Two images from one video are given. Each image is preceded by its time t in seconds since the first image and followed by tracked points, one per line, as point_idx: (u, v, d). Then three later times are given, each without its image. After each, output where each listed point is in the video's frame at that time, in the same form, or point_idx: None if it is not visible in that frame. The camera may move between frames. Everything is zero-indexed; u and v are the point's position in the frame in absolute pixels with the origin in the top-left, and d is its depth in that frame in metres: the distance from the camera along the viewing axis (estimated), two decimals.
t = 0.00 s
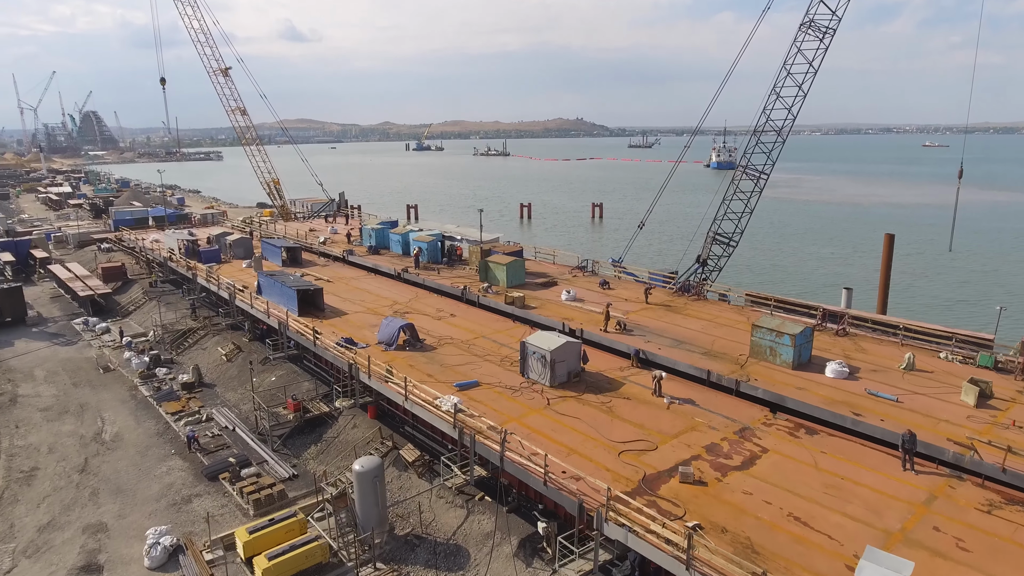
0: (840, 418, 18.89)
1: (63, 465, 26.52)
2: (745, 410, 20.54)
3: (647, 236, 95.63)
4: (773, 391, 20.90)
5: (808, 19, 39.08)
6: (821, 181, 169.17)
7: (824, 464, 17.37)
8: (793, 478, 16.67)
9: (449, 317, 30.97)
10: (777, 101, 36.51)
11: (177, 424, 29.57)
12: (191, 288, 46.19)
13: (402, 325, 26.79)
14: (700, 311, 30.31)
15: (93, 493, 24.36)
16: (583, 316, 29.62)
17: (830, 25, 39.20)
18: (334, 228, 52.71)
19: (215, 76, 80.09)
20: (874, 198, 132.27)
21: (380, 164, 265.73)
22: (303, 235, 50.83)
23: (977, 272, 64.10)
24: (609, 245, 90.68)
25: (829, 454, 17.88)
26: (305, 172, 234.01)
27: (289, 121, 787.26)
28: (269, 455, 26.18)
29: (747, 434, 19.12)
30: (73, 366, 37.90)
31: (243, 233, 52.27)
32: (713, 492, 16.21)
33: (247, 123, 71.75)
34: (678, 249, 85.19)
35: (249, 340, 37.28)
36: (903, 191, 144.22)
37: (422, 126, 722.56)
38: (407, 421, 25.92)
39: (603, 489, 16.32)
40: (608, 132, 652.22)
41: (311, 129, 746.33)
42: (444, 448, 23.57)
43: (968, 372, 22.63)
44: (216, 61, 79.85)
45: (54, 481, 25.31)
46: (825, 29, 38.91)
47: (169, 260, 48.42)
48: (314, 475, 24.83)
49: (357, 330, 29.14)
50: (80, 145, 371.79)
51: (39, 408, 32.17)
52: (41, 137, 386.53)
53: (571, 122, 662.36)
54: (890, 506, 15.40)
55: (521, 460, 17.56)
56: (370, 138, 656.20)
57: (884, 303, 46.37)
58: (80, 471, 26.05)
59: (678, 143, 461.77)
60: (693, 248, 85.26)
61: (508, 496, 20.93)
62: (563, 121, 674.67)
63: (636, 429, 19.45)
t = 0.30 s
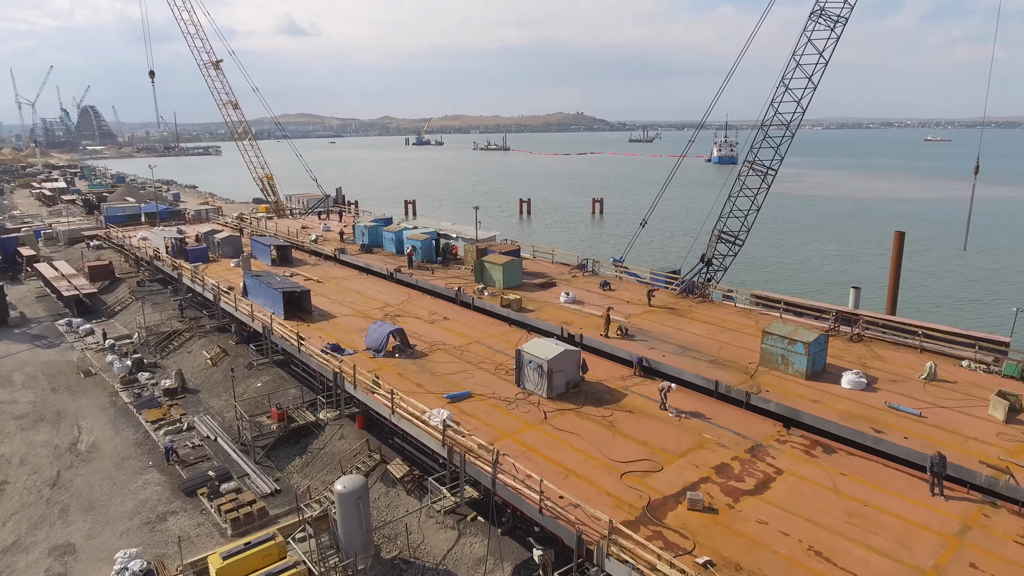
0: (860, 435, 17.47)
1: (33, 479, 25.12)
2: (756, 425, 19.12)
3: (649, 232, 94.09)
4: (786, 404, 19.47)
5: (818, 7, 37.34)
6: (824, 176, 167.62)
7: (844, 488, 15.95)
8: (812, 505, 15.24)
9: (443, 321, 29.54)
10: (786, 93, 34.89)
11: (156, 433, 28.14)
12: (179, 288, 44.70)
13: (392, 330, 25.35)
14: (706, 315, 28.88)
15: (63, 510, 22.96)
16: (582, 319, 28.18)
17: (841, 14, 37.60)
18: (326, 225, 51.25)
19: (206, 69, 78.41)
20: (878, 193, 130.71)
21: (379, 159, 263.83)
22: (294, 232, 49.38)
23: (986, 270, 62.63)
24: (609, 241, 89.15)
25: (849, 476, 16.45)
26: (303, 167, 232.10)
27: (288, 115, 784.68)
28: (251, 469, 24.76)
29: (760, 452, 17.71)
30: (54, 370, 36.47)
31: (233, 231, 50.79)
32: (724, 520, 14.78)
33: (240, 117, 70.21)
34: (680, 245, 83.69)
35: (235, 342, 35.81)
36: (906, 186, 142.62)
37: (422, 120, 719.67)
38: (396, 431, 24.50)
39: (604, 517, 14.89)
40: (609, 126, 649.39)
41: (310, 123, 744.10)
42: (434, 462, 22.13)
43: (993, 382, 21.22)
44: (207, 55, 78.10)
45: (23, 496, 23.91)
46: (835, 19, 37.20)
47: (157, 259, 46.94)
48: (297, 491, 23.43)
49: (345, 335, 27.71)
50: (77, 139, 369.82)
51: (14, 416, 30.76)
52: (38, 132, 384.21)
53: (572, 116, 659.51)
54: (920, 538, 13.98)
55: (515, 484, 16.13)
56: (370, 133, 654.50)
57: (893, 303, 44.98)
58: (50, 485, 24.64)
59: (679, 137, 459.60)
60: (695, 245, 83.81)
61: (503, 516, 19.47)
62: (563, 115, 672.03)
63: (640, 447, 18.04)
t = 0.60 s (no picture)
0: (887, 459, 15.98)
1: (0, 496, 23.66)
2: (771, 446, 17.63)
3: (650, 228, 92.49)
4: (804, 422, 17.97)
5: None
6: (827, 171, 165.81)
7: (872, 520, 14.46)
8: (837, 541, 13.76)
9: (435, 326, 28.02)
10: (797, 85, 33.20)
11: (133, 446, 26.68)
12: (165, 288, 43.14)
13: (380, 338, 23.85)
14: (714, 320, 27.38)
15: (28, 531, 21.50)
16: (583, 324, 26.66)
17: (854, 3, 35.87)
18: (319, 223, 49.73)
19: (197, 62, 76.68)
20: (882, 188, 129.04)
21: (378, 154, 261.87)
22: (286, 230, 47.82)
23: (997, 268, 61.05)
24: (610, 237, 87.51)
25: (876, 506, 14.96)
26: (301, 162, 230.18)
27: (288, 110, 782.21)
28: (231, 485, 23.29)
29: (777, 477, 16.23)
30: (32, 375, 34.97)
31: (222, 229, 49.25)
32: (740, 559, 13.31)
33: (233, 111, 68.58)
34: (683, 242, 82.13)
35: (220, 347, 34.29)
36: (911, 181, 140.85)
37: (422, 115, 716.35)
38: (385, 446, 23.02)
39: (607, 556, 13.35)
40: (610, 120, 646.55)
41: (310, 118, 741.54)
42: (425, 481, 20.64)
43: None
44: (197, 47, 76.31)
45: None
46: (849, 8, 35.43)
47: (143, 258, 45.37)
48: (279, 510, 21.97)
49: (331, 342, 26.21)
50: (75, 134, 367.62)
51: None
52: (36, 127, 382.02)
53: (572, 111, 657.07)
54: None
55: (509, 515, 14.63)
56: (369, 127, 651.29)
57: (905, 303, 43.48)
58: (18, 503, 23.19)
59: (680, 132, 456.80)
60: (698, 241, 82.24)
61: (497, 543, 17.99)
62: (564, 110, 668.92)
63: (646, 470, 16.55)
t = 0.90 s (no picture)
0: (922, 490, 14.42)
1: None
2: (793, 472, 16.08)
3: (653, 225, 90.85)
4: (828, 446, 16.40)
5: None
6: (831, 166, 163.97)
7: (910, 562, 12.90)
8: None
9: (428, 333, 26.43)
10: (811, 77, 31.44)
11: (108, 461, 25.16)
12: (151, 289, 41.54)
13: (369, 348, 22.31)
14: (724, 326, 25.83)
15: None
16: (585, 331, 25.09)
17: None
18: (311, 221, 48.13)
19: (188, 56, 74.86)
20: (887, 183, 127.25)
21: (377, 149, 260.12)
22: (277, 229, 46.22)
23: (1010, 267, 59.40)
24: (612, 234, 85.87)
25: (913, 545, 13.40)
26: (300, 157, 228.53)
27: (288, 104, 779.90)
28: (208, 506, 21.77)
29: (801, 510, 14.66)
30: (9, 381, 33.44)
31: (212, 228, 47.66)
32: None
33: (225, 105, 66.96)
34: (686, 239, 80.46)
35: (205, 352, 32.76)
36: (916, 176, 138.99)
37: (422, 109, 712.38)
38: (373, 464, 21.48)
39: None
40: (611, 115, 643.84)
41: (309, 112, 738.66)
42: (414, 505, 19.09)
43: None
44: (189, 40, 74.45)
45: None
46: None
47: (128, 258, 43.76)
48: (259, 535, 20.44)
49: (317, 351, 24.67)
50: (72, 129, 365.48)
51: None
52: (34, 122, 380.26)
53: (573, 105, 654.03)
54: None
55: (504, 557, 13.07)
56: (369, 122, 648.91)
57: (918, 305, 41.89)
58: None
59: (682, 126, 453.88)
60: (701, 238, 80.60)
61: None
62: (564, 105, 665.88)
63: (655, 501, 15.00)
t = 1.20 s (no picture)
0: (968, 531, 12.85)
1: None
2: (819, 505, 14.53)
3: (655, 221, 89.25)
4: (858, 475, 14.85)
5: None
6: (834, 161, 162.30)
7: None
8: None
9: (422, 342, 24.87)
10: (826, 69, 29.85)
11: (81, 479, 23.59)
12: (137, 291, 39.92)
13: (357, 361, 20.73)
14: (737, 335, 24.26)
15: None
16: (589, 340, 23.52)
17: None
18: (304, 220, 46.53)
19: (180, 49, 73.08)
20: (892, 179, 125.46)
21: (377, 144, 258.43)
22: (268, 229, 44.62)
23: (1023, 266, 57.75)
24: (614, 230, 84.27)
25: None
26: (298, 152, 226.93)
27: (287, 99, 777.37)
28: (183, 531, 20.23)
29: (832, 551, 13.10)
30: None
31: (201, 227, 46.06)
32: None
33: (217, 101, 65.31)
34: (689, 236, 78.88)
35: (189, 359, 31.18)
36: (921, 171, 137.29)
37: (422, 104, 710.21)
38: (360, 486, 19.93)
39: None
40: (612, 109, 640.64)
41: (309, 107, 736.71)
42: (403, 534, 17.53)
43: None
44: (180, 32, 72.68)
45: None
46: None
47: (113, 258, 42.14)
48: (236, 565, 18.91)
49: (303, 362, 23.10)
50: (70, 124, 363.73)
51: None
52: (32, 117, 378.63)
53: (573, 100, 651.25)
54: None
55: None
56: (369, 117, 646.67)
57: (933, 308, 40.31)
58: None
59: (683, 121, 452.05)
60: (705, 235, 79.06)
61: None
62: (566, 99, 662.87)
63: (668, 541, 13.44)
